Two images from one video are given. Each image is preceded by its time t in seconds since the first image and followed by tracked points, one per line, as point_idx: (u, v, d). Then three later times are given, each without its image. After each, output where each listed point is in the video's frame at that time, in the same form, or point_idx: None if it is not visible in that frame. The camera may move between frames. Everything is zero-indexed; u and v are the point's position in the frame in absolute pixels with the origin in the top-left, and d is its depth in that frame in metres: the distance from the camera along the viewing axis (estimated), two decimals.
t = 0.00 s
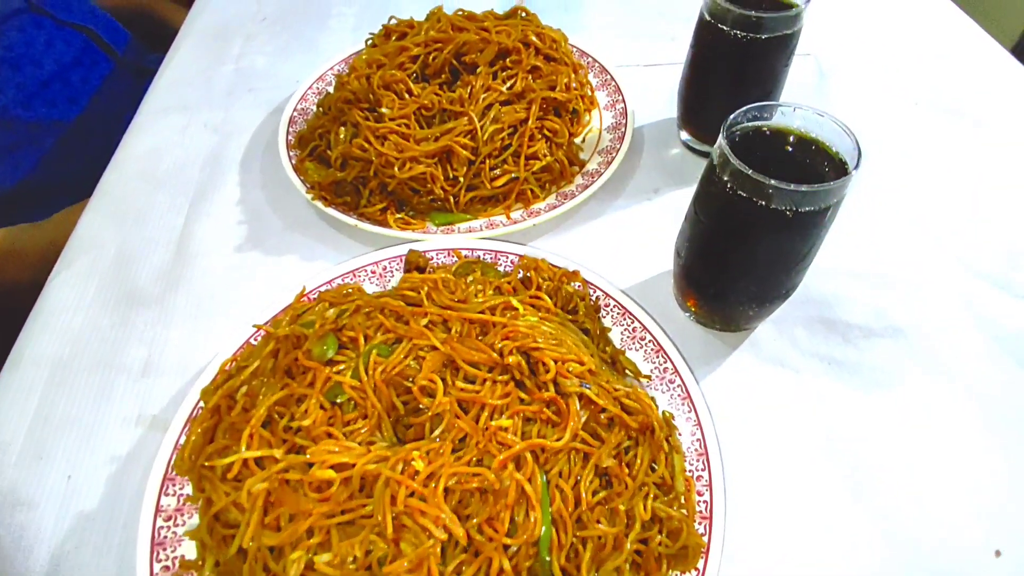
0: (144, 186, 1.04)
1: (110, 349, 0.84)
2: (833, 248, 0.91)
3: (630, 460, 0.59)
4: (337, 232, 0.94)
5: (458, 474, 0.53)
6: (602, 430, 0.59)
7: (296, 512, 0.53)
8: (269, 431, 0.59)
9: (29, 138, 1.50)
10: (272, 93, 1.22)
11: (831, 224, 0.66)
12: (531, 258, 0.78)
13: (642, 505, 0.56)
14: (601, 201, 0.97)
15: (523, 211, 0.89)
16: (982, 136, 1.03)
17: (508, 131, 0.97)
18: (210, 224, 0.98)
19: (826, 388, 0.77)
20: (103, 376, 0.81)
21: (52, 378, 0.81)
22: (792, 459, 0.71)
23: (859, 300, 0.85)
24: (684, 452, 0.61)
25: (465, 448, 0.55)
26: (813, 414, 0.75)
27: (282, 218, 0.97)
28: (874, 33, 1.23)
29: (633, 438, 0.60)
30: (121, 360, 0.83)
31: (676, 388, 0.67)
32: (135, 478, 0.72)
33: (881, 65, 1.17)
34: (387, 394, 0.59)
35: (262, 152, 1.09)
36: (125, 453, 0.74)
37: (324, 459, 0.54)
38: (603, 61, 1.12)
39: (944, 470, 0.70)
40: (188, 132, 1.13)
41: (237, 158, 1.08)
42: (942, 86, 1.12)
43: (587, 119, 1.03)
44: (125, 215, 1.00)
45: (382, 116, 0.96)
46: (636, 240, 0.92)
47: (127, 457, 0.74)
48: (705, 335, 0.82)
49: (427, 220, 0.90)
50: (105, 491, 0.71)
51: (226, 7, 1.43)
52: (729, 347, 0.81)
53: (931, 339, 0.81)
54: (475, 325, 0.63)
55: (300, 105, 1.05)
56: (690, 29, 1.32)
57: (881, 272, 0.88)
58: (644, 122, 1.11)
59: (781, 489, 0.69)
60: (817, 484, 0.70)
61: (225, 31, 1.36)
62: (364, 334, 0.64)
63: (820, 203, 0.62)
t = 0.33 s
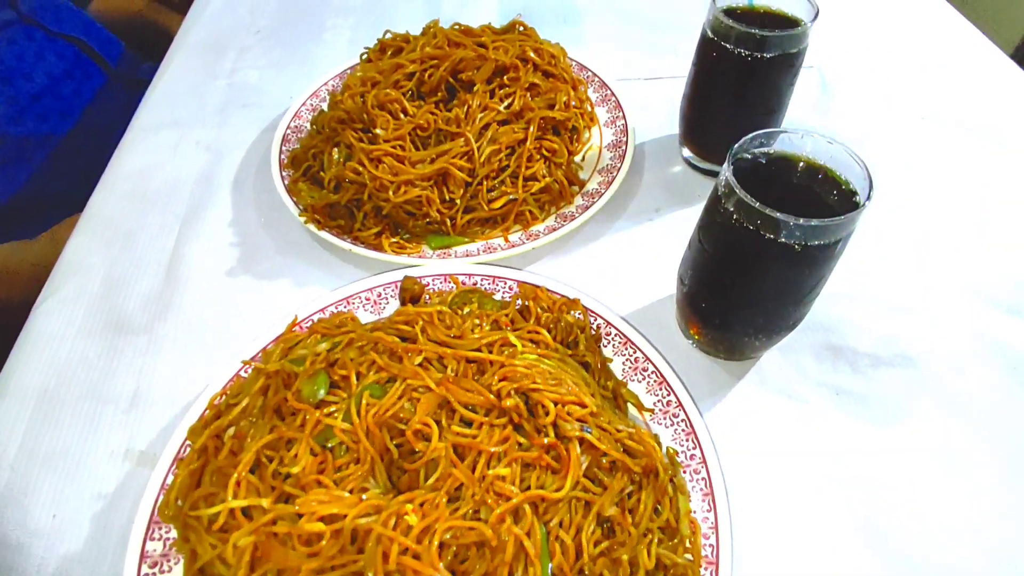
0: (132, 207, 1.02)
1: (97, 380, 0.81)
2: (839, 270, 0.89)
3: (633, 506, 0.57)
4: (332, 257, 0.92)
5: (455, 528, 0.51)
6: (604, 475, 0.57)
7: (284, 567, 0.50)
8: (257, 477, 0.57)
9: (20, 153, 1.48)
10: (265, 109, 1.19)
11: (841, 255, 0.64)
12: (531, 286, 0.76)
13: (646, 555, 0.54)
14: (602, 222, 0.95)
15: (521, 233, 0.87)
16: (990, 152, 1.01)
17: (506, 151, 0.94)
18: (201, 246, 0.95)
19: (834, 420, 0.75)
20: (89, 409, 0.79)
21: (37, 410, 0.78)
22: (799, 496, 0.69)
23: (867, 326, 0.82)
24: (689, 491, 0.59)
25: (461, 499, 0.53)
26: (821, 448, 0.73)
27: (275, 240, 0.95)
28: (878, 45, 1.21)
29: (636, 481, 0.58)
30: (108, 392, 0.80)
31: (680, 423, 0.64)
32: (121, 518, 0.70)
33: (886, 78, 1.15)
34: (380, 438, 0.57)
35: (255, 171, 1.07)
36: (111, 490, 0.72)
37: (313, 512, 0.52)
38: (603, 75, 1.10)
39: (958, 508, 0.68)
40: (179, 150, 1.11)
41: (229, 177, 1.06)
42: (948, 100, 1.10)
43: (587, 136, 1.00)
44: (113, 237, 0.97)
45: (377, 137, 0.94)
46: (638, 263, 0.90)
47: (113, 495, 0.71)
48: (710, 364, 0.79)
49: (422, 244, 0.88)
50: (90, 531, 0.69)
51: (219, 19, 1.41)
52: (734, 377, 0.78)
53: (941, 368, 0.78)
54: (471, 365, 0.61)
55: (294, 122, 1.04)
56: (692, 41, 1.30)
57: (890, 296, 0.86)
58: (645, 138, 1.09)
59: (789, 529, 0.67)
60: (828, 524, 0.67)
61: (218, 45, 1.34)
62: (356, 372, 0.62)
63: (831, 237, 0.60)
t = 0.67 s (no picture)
0: (126, 227, 1.00)
1: (87, 410, 0.80)
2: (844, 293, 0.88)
3: (636, 551, 0.55)
4: (329, 282, 0.90)
5: None
6: (607, 518, 0.56)
7: None
8: (250, 520, 0.55)
9: (15, 167, 1.46)
10: (260, 125, 1.18)
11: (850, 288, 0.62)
12: (531, 314, 0.74)
13: None
14: (603, 243, 0.93)
15: (521, 256, 0.85)
16: (996, 169, 0.99)
17: (505, 173, 0.93)
18: (194, 268, 0.94)
19: (842, 451, 0.73)
20: (79, 439, 0.77)
21: (25, 441, 0.76)
22: (805, 527, 0.68)
23: (874, 351, 0.81)
24: (693, 530, 0.56)
25: (458, 546, 0.52)
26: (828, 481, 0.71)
27: (269, 262, 0.94)
28: (882, 59, 1.20)
29: (640, 524, 0.57)
30: (99, 422, 0.79)
31: (684, 458, 0.62)
32: (111, 554, 0.68)
33: (889, 93, 1.13)
34: (375, 481, 0.55)
35: (250, 188, 1.05)
36: (101, 525, 0.70)
37: (306, 561, 0.50)
38: (603, 91, 1.08)
39: (971, 543, 0.66)
40: (174, 167, 1.09)
41: (224, 195, 1.04)
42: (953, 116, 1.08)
43: (587, 154, 0.98)
44: (108, 259, 0.96)
45: (373, 159, 0.92)
46: (640, 288, 0.88)
47: (102, 530, 0.70)
48: (714, 393, 0.78)
49: (420, 267, 0.86)
50: (79, 569, 0.67)
51: (215, 32, 1.39)
52: (739, 406, 0.77)
53: (949, 395, 0.77)
54: (468, 404, 0.60)
55: (290, 139, 1.02)
56: (693, 55, 1.28)
57: (896, 320, 0.84)
58: (646, 155, 1.07)
59: (797, 568, 0.65)
60: (837, 561, 0.65)
61: (213, 58, 1.32)
62: (351, 410, 0.60)
63: (840, 272, 0.58)
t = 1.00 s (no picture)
0: (117, 253, 0.98)
1: (75, 446, 0.77)
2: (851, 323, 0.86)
3: None
4: (327, 313, 0.88)
5: None
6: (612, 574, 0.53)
7: None
8: None
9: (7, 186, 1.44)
10: (255, 147, 1.16)
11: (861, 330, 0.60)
12: (531, 350, 0.73)
13: None
14: (604, 272, 0.92)
15: (521, 286, 0.84)
16: (1005, 194, 0.98)
17: (506, 202, 0.91)
18: (186, 297, 0.92)
19: (851, 492, 0.71)
20: (67, 478, 0.74)
21: (12, 480, 0.74)
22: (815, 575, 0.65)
23: (882, 385, 0.79)
24: None
25: None
26: (839, 524, 0.68)
27: (264, 291, 0.92)
28: (885, 81, 1.19)
29: None
30: (87, 459, 0.76)
31: (689, 503, 0.60)
32: None
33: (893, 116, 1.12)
34: (371, 535, 0.53)
35: (246, 213, 1.04)
36: (87, 570, 0.67)
37: None
38: (604, 113, 1.07)
39: None
40: (168, 191, 1.08)
41: (219, 221, 1.03)
42: (959, 139, 1.07)
43: (588, 179, 0.97)
44: (98, 286, 0.94)
45: (370, 187, 0.90)
46: (641, 318, 0.86)
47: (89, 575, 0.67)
48: (721, 430, 0.76)
49: (418, 298, 0.84)
50: None
51: (212, 51, 1.38)
52: (745, 444, 0.74)
53: (962, 431, 0.74)
54: (468, 452, 0.59)
55: (286, 163, 1.01)
56: (695, 75, 1.27)
57: (905, 352, 0.82)
58: (648, 180, 1.06)
59: None
60: None
61: (210, 77, 1.31)
62: (345, 455, 0.58)
63: (852, 317, 0.56)
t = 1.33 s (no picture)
0: (113, 287, 0.96)
1: (66, 493, 0.75)
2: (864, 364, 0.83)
3: None
4: (328, 353, 0.86)
5: None
6: None
7: None
8: None
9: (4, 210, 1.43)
10: (254, 174, 1.14)
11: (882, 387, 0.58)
12: (536, 397, 0.71)
13: None
14: (610, 308, 0.89)
15: (526, 324, 0.82)
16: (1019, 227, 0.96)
17: (510, 239, 0.89)
18: (182, 333, 0.90)
19: (870, 547, 0.68)
20: (57, 529, 0.72)
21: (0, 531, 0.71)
22: None
23: (899, 431, 0.76)
24: None
25: None
26: None
27: (262, 327, 0.89)
28: (894, 108, 1.17)
29: None
30: (79, 508, 0.74)
31: (703, 561, 0.58)
32: None
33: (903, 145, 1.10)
34: None
35: (244, 245, 1.02)
36: None
37: None
38: (609, 141, 1.05)
39: None
40: (165, 221, 1.06)
41: (217, 253, 1.01)
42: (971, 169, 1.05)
43: (593, 211, 0.95)
44: (92, 322, 0.92)
45: (371, 224, 0.88)
46: (648, 357, 0.84)
47: None
48: (733, 479, 0.73)
49: (420, 337, 0.82)
50: None
51: (212, 75, 1.36)
52: (758, 494, 0.72)
53: (984, 481, 0.72)
54: (471, 518, 0.59)
55: (286, 194, 0.99)
56: (700, 99, 1.25)
57: (920, 395, 0.80)
58: (654, 211, 1.04)
59: None
60: None
61: (208, 102, 1.29)
62: (344, 517, 0.59)
63: (875, 377, 0.53)
